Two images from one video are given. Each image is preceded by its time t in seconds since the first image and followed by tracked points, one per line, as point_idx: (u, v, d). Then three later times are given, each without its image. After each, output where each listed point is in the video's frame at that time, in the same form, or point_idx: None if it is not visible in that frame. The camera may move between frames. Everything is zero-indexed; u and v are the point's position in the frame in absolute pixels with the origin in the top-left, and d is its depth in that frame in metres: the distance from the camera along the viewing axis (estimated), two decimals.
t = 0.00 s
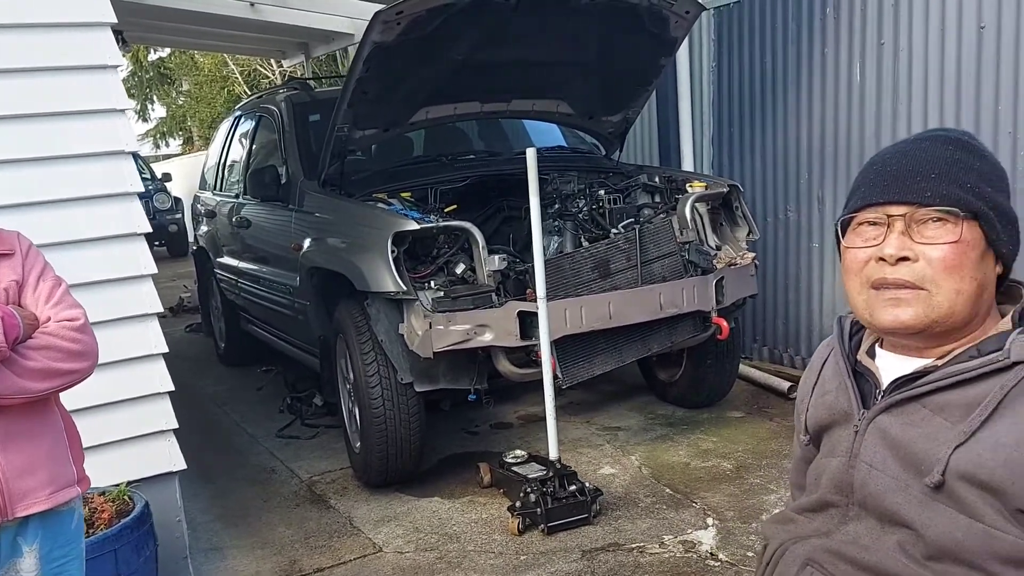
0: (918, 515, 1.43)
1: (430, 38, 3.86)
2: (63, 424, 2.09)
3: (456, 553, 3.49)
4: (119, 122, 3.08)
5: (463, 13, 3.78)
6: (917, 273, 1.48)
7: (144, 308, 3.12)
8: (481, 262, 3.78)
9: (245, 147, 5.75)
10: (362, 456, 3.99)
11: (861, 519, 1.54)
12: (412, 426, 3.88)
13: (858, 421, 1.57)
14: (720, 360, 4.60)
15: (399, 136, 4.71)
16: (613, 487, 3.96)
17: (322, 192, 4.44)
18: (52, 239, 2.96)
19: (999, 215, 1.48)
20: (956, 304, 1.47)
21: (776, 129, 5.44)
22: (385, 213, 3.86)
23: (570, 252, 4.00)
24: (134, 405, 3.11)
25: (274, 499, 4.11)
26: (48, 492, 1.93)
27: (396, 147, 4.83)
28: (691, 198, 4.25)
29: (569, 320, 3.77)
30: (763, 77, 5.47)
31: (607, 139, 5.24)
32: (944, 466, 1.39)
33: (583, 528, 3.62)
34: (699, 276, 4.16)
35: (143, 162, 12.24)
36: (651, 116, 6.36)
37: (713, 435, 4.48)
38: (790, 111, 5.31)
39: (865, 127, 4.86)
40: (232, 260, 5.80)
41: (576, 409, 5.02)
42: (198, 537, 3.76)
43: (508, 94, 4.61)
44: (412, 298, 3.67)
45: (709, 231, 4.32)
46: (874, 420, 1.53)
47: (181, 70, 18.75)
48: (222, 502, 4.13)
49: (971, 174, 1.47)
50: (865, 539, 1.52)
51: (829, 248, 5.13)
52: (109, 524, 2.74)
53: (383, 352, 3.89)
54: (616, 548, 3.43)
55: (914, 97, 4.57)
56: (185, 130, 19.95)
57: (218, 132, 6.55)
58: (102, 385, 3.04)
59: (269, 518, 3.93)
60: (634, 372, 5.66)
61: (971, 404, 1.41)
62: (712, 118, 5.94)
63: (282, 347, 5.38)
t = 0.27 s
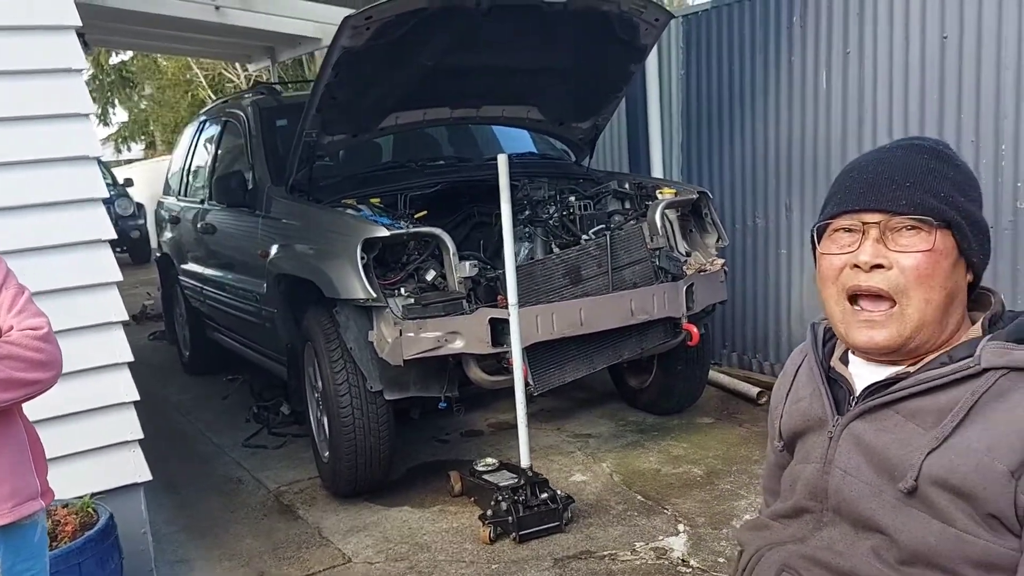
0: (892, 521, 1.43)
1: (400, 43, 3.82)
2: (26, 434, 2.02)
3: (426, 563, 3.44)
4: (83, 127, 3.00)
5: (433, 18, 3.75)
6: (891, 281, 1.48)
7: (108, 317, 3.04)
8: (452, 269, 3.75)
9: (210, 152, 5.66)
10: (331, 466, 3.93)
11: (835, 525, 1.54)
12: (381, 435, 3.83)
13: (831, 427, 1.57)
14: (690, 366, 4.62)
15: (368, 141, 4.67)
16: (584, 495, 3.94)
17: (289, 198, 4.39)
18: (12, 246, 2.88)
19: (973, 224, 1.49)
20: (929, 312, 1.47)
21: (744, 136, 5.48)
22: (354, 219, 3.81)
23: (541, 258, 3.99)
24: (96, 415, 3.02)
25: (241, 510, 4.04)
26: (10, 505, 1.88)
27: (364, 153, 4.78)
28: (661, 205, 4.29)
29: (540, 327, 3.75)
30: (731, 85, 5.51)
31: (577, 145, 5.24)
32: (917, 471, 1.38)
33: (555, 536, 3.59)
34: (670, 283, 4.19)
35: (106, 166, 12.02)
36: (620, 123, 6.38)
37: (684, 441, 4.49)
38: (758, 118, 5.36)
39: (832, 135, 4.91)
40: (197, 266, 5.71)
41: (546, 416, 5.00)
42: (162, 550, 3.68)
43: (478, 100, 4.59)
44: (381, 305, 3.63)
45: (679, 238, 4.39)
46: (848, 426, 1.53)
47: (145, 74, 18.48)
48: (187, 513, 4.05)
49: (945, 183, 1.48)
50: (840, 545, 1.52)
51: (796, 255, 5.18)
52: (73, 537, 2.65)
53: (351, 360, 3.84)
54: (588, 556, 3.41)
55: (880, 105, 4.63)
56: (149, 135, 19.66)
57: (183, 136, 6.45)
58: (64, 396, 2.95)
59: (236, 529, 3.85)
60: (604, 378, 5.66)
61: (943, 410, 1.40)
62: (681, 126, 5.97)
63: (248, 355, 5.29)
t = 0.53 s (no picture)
0: (845, 521, 1.45)
1: (359, 47, 3.80)
2: None
3: (386, 571, 3.42)
4: (34, 130, 2.94)
5: (392, 23, 3.73)
6: (842, 286, 1.51)
7: (59, 324, 2.98)
8: (413, 274, 3.73)
9: (166, 156, 5.57)
10: (289, 473, 3.88)
11: (790, 526, 1.56)
12: (341, 441, 3.80)
13: (786, 430, 1.59)
14: (650, 370, 4.65)
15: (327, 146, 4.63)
16: (545, 500, 3.94)
17: (246, 202, 4.33)
18: None
19: (922, 229, 1.52)
20: (878, 316, 1.50)
21: (703, 143, 5.54)
22: (314, 224, 3.78)
23: (503, 263, 3.98)
24: (47, 425, 2.95)
25: (197, 519, 3.97)
26: None
27: (324, 157, 4.74)
28: (621, 210, 4.33)
29: (501, 332, 3.75)
30: (690, 92, 5.58)
31: (538, 151, 5.25)
32: (868, 473, 1.40)
33: (516, 542, 3.58)
34: (631, 288, 4.21)
35: (59, 170, 11.77)
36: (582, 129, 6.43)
37: (644, 445, 4.51)
38: (717, 125, 5.43)
39: (789, 141, 4.99)
40: (153, 272, 5.61)
41: (508, 422, 5.00)
42: (115, 561, 3.60)
43: (439, 105, 4.58)
44: (340, 311, 3.60)
45: (640, 243, 4.41)
46: (801, 428, 1.55)
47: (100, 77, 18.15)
48: (142, 523, 3.97)
49: (895, 190, 1.50)
50: (794, 546, 1.54)
51: (754, 260, 5.25)
52: (23, 548, 2.58)
53: (310, 366, 3.80)
54: (549, 561, 3.41)
55: (835, 113, 4.72)
56: (104, 138, 19.30)
57: (138, 140, 6.34)
58: (12, 405, 2.88)
59: (192, 538, 3.79)
60: (566, 383, 5.67)
61: (894, 412, 1.42)
62: (641, 132, 6.02)
63: (205, 362, 5.21)
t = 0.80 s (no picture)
0: (818, 526, 1.47)
1: (338, 53, 3.80)
2: None
3: None
4: (8, 135, 2.92)
5: (371, 30, 3.74)
6: (815, 293, 1.53)
7: (33, 331, 2.94)
8: (391, 280, 3.73)
9: (143, 161, 5.53)
10: (267, 481, 3.86)
11: (764, 531, 1.58)
12: (319, 449, 3.78)
13: (760, 436, 1.61)
14: (629, 376, 4.67)
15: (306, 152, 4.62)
16: (525, 506, 3.94)
17: (224, 209, 4.31)
18: None
19: (895, 238, 1.54)
20: (850, 323, 1.53)
21: (681, 150, 5.58)
22: (292, 230, 3.76)
23: (482, 270, 3.99)
24: (20, 433, 2.91)
25: (173, 528, 3.93)
26: None
27: (302, 163, 4.73)
28: (600, 217, 4.35)
29: (480, 339, 3.75)
30: (668, 99, 5.62)
31: (518, 157, 5.27)
32: (841, 478, 1.42)
33: (495, 549, 3.58)
34: (609, 294, 4.23)
35: (33, 175, 11.64)
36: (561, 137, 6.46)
37: (623, 451, 4.53)
38: (695, 133, 5.47)
39: (765, 150, 5.04)
40: (129, 278, 5.56)
41: (487, 428, 5.00)
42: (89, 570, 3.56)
43: (418, 112, 4.59)
44: (319, 317, 3.59)
45: (618, 249, 4.46)
46: (776, 435, 1.57)
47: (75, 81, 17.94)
48: (117, 532, 3.93)
49: (869, 199, 1.53)
50: (769, 551, 1.55)
51: (732, 267, 5.29)
52: None
53: (289, 373, 3.79)
54: (528, 568, 3.41)
55: (811, 121, 4.77)
56: (79, 143, 19.11)
57: (114, 145, 6.29)
58: None
59: (168, 547, 3.75)
60: (545, 390, 5.68)
61: (866, 418, 1.44)
62: (620, 139, 6.06)
63: (181, 369, 5.17)
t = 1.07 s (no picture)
0: (814, 529, 1.47)
1: (334, 58, 3.81)
2: None
3: None
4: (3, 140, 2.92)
5: (367, 35, 3.74)
6: (813, 295, 1.53)
7: (29, 335, 2.94)
8: (388, 285, 3.72)
9: (139, 166, 5.52)
10: (263, 486, 3.85)
11: (761, 535, 1.59)
12: (315, 453, 3.77)
13: (757, 440, 1.61)
14: (625, 380, 4.67)
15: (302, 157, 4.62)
16: (521, 511, 3.94)
17: (220, 213, 4.31)
18: None
19: (893, 243, 1.55)
20: (848, 326, 1.53)
21: (677, 155, 5.60)
22: (289, 235, 3.76)
23: (478, 274, 3.99)
24: (15, 438, 2.91)
25: (169, 533, 3.92)
26: None
27: (298, 168, 4.73)
28: (597, 222, 4.37)
29: (477, 343, 3.75)
30: (664, 104, 5.63)
31: (514, 162, 5.28)
32: (837, 481, 1.43)
33: (491, 553, 3.57)
34: (606, 299, 4.23)
35: (28, 179, 11.62)
36: (557, 142, 6.47)
37: (620, 455, 4.53)
38: (691, 138, 5.48)
39: (761, 155, 5.05)
40: (125, 283, 5.55)
41: (484, 433, 4.99)
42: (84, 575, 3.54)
43: (415, 116, 4.60)
44: (315, 322, 3.59)
45: (615, 254, 4.45)
46: (772, 438, 1.57)
47: (71, 85, 17.91)
48: (112, 537, 3.91)
49: (869, 203, 1.53)
50: (765, 554, 1.56)
51: (727, 271, 5.30)
52: None
53: (285, 377, 3.78)
54: (525, 572, 3.40)
55: (806, 126, 4.79)
56: (75, 148, 19.09)
57: (110, 150, 6.29)
58: None
59: (164, 552, 3.74)
60: (542, 394, 5.68)
61: (862, 422, 1.45)
62: (617, 144, 6.07)
63: (177, 374, 5.16)
